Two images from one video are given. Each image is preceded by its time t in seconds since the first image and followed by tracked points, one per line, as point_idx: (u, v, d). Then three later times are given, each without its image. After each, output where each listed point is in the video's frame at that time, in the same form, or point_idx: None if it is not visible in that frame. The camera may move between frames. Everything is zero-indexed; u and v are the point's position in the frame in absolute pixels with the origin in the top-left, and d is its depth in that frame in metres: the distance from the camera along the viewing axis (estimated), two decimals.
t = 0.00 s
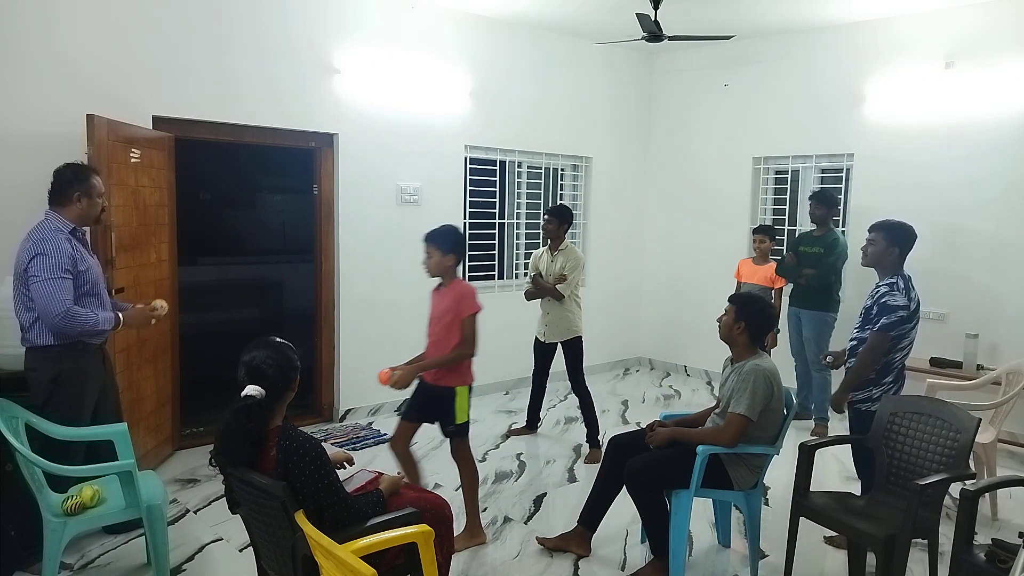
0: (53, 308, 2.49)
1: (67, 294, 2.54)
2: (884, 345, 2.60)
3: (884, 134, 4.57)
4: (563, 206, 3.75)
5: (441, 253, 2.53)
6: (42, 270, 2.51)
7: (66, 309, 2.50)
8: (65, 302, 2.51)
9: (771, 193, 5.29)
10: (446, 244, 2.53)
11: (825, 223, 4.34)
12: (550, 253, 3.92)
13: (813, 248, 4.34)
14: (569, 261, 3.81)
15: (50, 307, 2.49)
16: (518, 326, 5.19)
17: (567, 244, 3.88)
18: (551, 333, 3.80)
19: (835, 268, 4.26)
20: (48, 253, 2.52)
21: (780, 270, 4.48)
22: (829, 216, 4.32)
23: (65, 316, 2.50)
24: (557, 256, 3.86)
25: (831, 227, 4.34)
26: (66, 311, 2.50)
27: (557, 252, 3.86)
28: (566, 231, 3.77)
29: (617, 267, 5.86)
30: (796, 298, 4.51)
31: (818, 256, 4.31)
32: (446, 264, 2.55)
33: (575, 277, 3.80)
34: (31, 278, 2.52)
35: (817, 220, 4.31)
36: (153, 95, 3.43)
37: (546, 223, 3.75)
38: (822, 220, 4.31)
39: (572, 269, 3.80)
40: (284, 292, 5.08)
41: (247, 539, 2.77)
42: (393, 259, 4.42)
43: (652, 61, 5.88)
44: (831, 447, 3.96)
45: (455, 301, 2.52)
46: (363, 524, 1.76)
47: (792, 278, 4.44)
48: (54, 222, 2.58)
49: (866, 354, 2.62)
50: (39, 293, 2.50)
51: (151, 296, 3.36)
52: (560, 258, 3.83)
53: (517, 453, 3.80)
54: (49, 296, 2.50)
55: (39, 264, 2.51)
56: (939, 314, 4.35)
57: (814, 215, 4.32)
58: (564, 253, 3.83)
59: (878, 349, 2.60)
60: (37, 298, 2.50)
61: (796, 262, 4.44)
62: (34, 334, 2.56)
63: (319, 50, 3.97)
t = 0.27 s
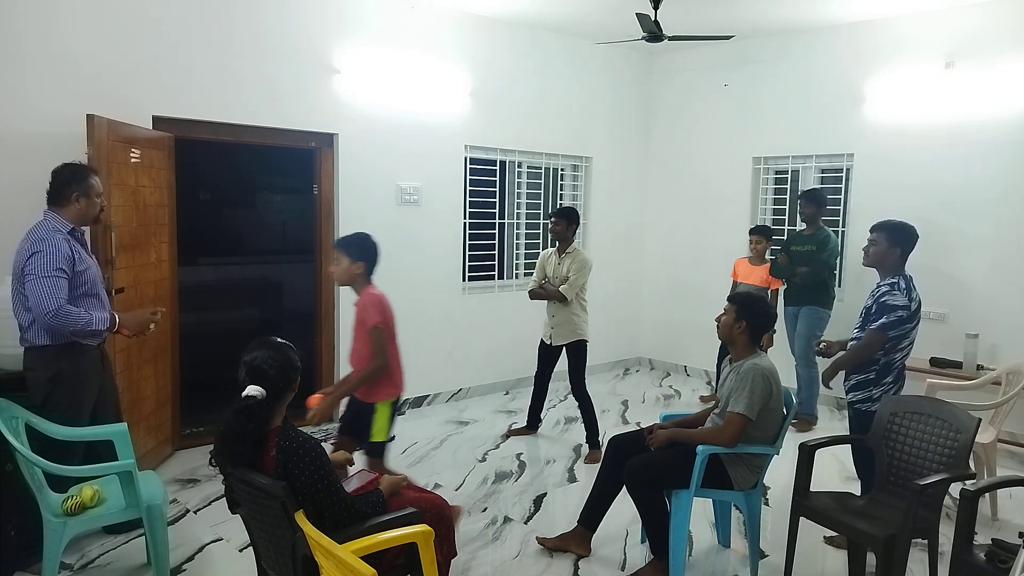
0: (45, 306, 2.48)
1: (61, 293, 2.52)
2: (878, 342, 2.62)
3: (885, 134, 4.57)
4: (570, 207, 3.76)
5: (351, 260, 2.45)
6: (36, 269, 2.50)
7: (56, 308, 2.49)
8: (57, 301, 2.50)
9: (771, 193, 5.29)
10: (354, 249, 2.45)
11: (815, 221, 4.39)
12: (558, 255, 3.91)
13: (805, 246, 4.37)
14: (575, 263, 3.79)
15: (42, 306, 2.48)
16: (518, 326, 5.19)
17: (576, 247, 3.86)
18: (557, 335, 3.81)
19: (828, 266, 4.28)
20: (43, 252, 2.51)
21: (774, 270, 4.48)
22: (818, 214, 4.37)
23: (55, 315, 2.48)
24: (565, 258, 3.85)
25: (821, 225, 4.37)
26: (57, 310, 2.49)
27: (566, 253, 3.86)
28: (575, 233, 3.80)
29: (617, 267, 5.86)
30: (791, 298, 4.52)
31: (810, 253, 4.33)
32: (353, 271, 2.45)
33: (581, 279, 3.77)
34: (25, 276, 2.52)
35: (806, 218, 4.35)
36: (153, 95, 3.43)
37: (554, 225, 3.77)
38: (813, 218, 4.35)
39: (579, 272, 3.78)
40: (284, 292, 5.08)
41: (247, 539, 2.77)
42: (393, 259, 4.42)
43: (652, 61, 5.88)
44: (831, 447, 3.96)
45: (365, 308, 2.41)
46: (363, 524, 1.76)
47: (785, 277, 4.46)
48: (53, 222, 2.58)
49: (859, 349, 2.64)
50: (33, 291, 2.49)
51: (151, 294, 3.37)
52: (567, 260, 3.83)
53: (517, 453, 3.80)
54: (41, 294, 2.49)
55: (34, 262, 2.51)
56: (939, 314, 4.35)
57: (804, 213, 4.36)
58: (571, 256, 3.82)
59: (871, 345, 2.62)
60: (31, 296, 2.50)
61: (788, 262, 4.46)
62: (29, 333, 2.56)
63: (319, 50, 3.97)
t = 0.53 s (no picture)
0: (51, 306, 2.49)
1: (66, 293, 2.53)
2: (873, 339, 2.63)
3: (885, 134, 4.57)
4: (571, 206, 3.76)
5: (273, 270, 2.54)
6: (39, 270, 2.51)
7: (64, 308, 2.50)
8: (64, 300, 2.51)
9: (771, 193, 5.29)
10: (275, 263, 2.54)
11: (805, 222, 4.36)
12: (560, 254, 3.90)
13: (796, 247, 4.35)
14: (578, 263, 3.79)
15: (48, 306, 2.49)
16: (518, 326, 5.19)
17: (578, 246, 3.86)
18: (562, 334, 3.81)
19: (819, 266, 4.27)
20: (43, 253, 2.52)
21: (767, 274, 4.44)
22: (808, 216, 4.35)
23: (64, 314, 2.50)
24: (567, 258, 3.85)
25: (811, 226, 4.35)
26: (64, 309, 2.50)
27: (568, 253, 3.86)
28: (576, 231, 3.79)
29: (617, 267, 5.86)
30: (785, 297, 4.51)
31: (801, 254, 4.32)
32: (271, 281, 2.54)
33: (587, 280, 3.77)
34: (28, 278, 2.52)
35: (797, 220, 4.32)
36: (153, 95, 3.43)
37: (555, 224, 3.76)
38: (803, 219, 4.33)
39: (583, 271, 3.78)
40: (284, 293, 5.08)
41: (247, 540, 2.77)
42: (393, 259, 4.42)
43: (652, 61, 5.88)
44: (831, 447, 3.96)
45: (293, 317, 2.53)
46: (363, 524, 1.76)
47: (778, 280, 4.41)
48: (51, 221, 2.58)
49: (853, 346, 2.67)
50: (38, 293, 2.50)
51: (151, 293, 3.37)
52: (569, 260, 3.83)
53: (517, 453, 3.80)
54: (47, 295, 2.49)
55: (36, 264, 2.51)
56: (939, 314, 4.35)
57: (794, 214, 4.33)
58: (573, 255, 3.82)
59: (866, 342, 2.64)
60: (35, 298, 2.50)
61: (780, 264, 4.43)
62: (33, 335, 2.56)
63: (319, 50, 3.97)
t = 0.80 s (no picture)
0: (58, 305, 2.50)
1: (70, 292, 2.55)
2: (874, 340, 2.63)
3: (885, 134, 4.57)
4: (560, 206, 3.77)
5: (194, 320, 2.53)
6: (42, 270, 2.51)
7: (71, 306, 2.51)
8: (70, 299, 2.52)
9: (771, 193, 5.29)
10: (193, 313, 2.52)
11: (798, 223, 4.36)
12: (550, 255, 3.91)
13: (787, 248, 4.36)
14: (568, 263, 3.80)
15: (54, 305, 2.50)
16: (518, 326, 5.19)
17: (568, 246, 3.87)
18: (555, 333, 3.81)
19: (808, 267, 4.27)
20: (45, 254, 2.53)
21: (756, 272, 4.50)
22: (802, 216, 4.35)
23: (72, 312, 2.51)
24: (557, 258, 3.86)
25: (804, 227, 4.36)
26: (70, 307, 2.51)
27: (557, 253, 3.87)
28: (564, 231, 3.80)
29: (617, 267, 5.86)
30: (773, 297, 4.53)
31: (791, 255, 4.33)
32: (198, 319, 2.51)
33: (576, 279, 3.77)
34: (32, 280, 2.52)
35: (790, 220, 4.32)
36: (153, 95, 3.43)
37: (544, 224, 3.76)
38: (796, 220, 4.33)
39: (574, 270, 3.79)
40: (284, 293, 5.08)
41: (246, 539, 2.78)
42: (393, 259, 4.42)
43: (652, 61, 5.88)
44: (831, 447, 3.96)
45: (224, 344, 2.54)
46: (363, 524, 1.76)
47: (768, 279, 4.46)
48: (48, 223, 2.59)
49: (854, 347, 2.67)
50: (44, 293, 2.50)
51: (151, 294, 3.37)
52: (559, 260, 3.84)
53: (517, 453, 3.80)
54: (53, 294, 2.50)
55: (39, 265, 2.52)
56: (939, 314, 4.35)
57: (787, 214, 4.33)
58: (563, 255, 3.83)
59: (867, 343, 2.64)
60: (39, 299, 2.51)
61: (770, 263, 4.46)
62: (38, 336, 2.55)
63: (319, 51, 3.97)
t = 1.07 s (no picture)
0: (47, 310, 2.49)
1: (62, 296, 2.54)
2: (874, 340, 2.63)
3: (885, 134, 4.57)
4: (560, 205, 3.76)
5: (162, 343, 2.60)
6: (35, 273, 2.51)
7: (59, 312, 2.50)
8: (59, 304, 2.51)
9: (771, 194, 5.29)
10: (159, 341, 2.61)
11: (790, 223, 4.34)
12: (550, 255, 3.91)
13: (779, 248, 4.35)
14: (568, 261, 3.79)
15: (43, 310, 2.49)
16: (517, 326, 5.19)
17: (567, 244, 3.86)
18: (556, 333, 3.81)
19: (800, 267, 4.26)
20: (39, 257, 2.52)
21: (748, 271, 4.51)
22: (794, 216, 4.32)
23: (60, 318, 2.50)
24: (557, 257, 3.85)
25: (796, 227, 4.33)
26: (60, 313, 2.50)
27: (557, 253, 3.86)
28: (564, 230, 3.79)
29: (617, 267, 5.86)
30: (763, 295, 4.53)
31: (783, 255, 4.30)
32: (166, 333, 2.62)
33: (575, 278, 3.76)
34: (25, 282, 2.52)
35: (781, 221, 4.30)
36: (153, 96, 3.43)
37: (544, 224, 3.76)
38: (788, 220, 4.28)
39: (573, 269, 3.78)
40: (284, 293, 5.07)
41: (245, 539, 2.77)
42: (393, 259, 4.42)
43: (652, 61, 5.88)
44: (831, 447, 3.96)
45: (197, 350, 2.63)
46: (363, 524, 1.76)
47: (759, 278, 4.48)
48: (51, 223, 2.58)
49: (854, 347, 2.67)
50: (35, 296, 2.50)
51: (151, 293, 3.37)
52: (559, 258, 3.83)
53: (517, 453, 3.80)
54: (44, 298, 2.50)
55: (32, 268, 2.51)
56: (939, 314, 4.35)
57: (779, 215, 4.31)
58: (562, 255, 3.82)
59: (867, 342, 2.64)
60: (31, 301, 2.51)
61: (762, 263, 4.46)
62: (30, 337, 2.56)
63: (319, 51, 3.97)
